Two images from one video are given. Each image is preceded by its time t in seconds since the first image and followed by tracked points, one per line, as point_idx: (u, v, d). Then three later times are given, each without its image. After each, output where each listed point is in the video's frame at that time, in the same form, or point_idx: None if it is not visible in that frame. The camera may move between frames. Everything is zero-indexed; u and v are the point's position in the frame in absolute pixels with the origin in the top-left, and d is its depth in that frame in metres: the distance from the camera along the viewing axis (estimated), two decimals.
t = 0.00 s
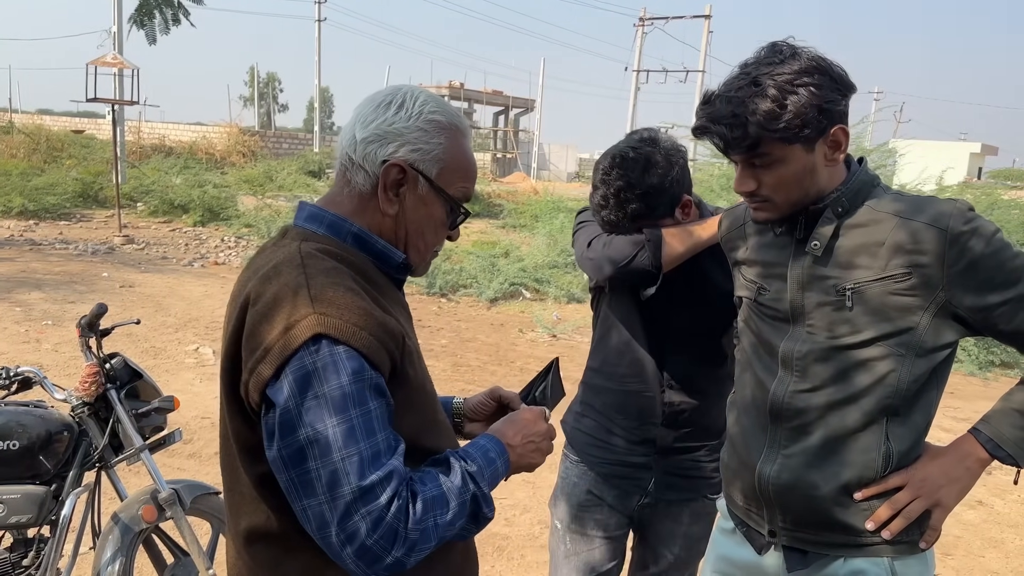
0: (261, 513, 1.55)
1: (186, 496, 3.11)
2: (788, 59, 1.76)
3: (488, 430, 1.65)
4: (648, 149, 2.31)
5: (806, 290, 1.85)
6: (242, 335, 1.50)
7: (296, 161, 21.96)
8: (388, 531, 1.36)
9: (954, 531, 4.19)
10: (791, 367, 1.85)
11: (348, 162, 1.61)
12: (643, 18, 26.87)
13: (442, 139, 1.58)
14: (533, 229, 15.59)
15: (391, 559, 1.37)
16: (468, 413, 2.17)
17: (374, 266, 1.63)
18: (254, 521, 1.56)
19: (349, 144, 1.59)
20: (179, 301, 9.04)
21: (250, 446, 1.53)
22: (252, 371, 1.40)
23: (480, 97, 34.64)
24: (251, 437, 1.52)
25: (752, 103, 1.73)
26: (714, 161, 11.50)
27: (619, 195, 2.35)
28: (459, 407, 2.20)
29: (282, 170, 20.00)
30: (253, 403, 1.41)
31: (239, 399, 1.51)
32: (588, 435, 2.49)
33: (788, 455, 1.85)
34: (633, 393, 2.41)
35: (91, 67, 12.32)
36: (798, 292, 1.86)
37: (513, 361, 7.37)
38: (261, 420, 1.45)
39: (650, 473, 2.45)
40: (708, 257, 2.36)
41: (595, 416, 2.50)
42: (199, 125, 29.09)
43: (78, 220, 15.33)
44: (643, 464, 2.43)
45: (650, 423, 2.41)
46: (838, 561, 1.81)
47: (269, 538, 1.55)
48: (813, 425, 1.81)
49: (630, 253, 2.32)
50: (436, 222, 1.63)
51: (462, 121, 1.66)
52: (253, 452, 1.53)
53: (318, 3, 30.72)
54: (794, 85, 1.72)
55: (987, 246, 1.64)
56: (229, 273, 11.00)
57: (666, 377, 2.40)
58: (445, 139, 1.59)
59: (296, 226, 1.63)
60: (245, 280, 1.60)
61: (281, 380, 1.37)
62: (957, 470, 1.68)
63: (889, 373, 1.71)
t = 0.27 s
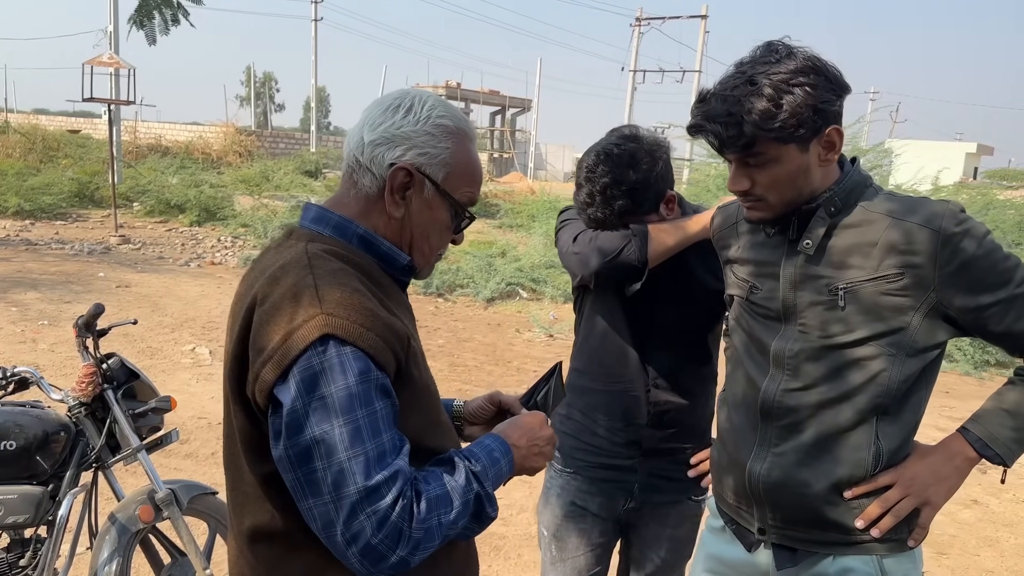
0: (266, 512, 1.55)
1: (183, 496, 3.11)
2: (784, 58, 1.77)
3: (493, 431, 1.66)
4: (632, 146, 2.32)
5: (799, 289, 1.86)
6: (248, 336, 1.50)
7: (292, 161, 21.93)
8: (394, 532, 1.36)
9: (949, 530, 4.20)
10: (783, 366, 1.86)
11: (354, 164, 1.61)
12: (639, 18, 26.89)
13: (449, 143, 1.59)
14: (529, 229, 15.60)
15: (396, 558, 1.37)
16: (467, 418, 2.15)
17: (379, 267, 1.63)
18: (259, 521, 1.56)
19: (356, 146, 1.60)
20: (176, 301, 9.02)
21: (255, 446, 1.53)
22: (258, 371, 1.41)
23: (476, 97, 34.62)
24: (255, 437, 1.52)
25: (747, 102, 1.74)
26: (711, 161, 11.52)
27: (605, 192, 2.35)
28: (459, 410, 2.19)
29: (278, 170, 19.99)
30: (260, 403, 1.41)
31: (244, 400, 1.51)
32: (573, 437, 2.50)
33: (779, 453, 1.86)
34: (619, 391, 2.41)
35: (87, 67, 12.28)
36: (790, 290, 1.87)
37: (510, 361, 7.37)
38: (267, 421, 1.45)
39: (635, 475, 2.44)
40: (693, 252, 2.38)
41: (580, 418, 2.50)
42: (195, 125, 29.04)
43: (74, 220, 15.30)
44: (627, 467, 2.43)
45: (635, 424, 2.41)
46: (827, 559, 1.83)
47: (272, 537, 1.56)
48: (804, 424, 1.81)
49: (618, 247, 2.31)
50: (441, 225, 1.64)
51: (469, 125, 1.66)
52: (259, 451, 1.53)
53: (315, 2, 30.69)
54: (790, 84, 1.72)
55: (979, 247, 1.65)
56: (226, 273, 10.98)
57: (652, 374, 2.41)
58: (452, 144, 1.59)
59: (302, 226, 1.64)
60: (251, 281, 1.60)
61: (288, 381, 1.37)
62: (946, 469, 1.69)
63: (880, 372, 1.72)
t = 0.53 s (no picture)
0: (272, 510, 1.55)
1: (181, 496, 3.11)
2: (781, 60, 1.78)
3: (498, 433, 1.67)
4: (605, 140, 2.29)
5: (795, 289, 1.86)
6: (255, 337, 1.50)
7: (289, 160, 21.92)
8: (402, 531, 1.37)
9: (945, 529, 4.22)
10: (777, 365, 1.87)
11: (360, 166, 1.61)
12: (636, 18, 26.90)
13: (455, 146, 1.60)
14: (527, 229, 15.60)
15: (404, 557, 1.38)
16: (468, 421, 2.14)
17: (384, 268, 1.63)
18: (267, 520, 1.56)
19: (362, 148, 1.60)
20: (173, 301, 9.02)
21: (261, 446, 1.53)
22: (265, 372, 1.41)
23: (474, 97, 34.62)
24: (262, 437, 1.53)
25: (743, 103, 1.74)
26: (707, 162, 11.53)
27: (578, 187, 2.30)
28: (460, 414, 2.18)
29: (275, 170, 19.97)
30: (268, 403, 1.42)
31: (252, 401, 1.51)
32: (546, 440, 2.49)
33: (772, 452, 1.87)
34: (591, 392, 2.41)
35: (84, 67, 12.26)
36: (785, 290, 1.88)
37: (508, 361, 7.38)
38: (275, 421, 1.45)
39: (607, 477, 2.41)
40: (665, 253, 2.38)
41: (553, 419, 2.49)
42: (192, 125, 29.00)
43: (71, 220, 15.27)
44: (600, 468, 2.41)
45: (608, 424, 2.41)
46: (821, 558, 1.83)
47: (279, 536, 1.56)
48: (799, 422, 1.82)
49: (593, 241, 2.27)
50: (445, 228, 1.64)
51: (475, 129, 1.67)
52: (269, 449, 1.53)
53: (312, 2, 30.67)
54: (786, 86, 1.73)
55: (972, 248, 1.66)
56: (223, 273, 10.97)
57: (624, 375, 2.40)
58: (458, 147, 1.60)
59: (308, 227, 1.64)
60: (257, 282, 1.60)
61: (296, 382, 1.37)
62: (939, 468, 1.69)
63: (873, 371, 1.73)
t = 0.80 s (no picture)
0: (273, 510, 1.55)
1: (180, 497, 3.10)
2: (777, 61, 1.78)
3: (497, 432, 1.68)
4: (577, 148, 2.25)
5: (793, 290, 1.87)
6: (258, 337, 1.50)
7: (286, 160, 21.90)
8: (411, 527, 1.37)
9: (942, 529, 4.23)
10: (776, 367, 1.88)
11: (359, 166, 1.62)
12: (634, 18, 26.92)
13: (453, 145, 1.60)
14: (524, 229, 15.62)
15: (411, 554, 1.38)
16: (468, 423, 2.16)
17: (385, 268, 1.64)
18: (269, 521, 1.56)
19: (361, 148, 1.60)
20: (169, 301, 9.01)
21: (264, 447, 1.53)
22: (269, 371, 1.41)
23: (471, 97, 34.61)
24: (265, 437, 1.53)
25: (740, 103, 1.75)
26: (704, 162, 11.55)
27: (552, 197, 2.28)
28: (461, 416, 2.20)
29: (272, 170, 19.96)
30: (272, 403, 1.42)
31: (255, 400, 1.51)
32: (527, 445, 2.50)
33: (772, 453, 1.87)
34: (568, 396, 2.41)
35: (80, 66, 12.24)
36: (783, 291, 1.89)
37: (505, 361, 7.39)
38: (280, 420, 1.45)
39: (590, 478, 2.42)
40: (636, 256, 2.39)
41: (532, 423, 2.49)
42: (188, 125, 28.97)
43: (67, 220, 15.24)
44: (580, 470, 2.42)
45: (585, 426, 2.42)
46: (820, 557, 1.84)
47: (280, 536, 1.56)
48: (799, 423, 1.83)
49: (566, 253, 2.27)
50: (445, 227, 1.65)
51: (473, 129, 1.68)
52: (274, 448, 1.53)
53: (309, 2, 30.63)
54: (782, 86, 1.74)
55: (968, 248, 1.66)
56: (220, 273, 10.97)
57: (599, 378, 2.41)
58: (456, 145, 1.61)
59: (308, 227, 1.64)
60: (258, 283, 1.60)
61: (301, 380, 1.38)
62: (937, 468, 1.69)
63: (872, 372, 1.74)
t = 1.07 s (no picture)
0: (272, 514, 1.55)
1: (177, 498, 3.09)
2: (774, 60, 1.79)
3: (495, 430, 1.69)
4: (574, 149, 2.25)
5: (794, 289, 1.87)
6: (254, 337, 1.50)
7: (283, 160, 21.88)
8: (404, 526, 1.38)
9: (940, 529, 4.24)
10: (778, 368, 1.88)
11: (355, 167, 1.62)
12: (631, 18, 26.93)
13: (449, 144, 1.60)
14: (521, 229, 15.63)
15: (406, 554, 1.39)
16: (465, 422, 2.14)
17: (382, 268, 1.63)
18: (265, 524, 1.56)
19: (357, 148, 1.60)
20: (167, 301, 9.01)
21: (261, 447, 1.53)
22: (265, 371, 1.41)
23: (468, 96, 34.61)
24: (261, 437, 1.52)
25: (738, 103, 1.75)
26: (702, 162, 11.56)
27: (550, 199, 2.28)
28: (458, 415, 2.18)
29: (269, 170, 19.95)
30: (268, 402, 1.42)
31: (250, 400, 1.51)
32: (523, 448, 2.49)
33: (774, 453, 1.88)
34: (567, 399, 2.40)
35: (77, 66, 12.22)
36: (784, 291, 1.89)
37: (503, 361, 7.39)
38: (275, 419, 1.45)
39: (589, 482, 2.42)
40: (632, 256, 2.39)
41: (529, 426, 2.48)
42: (185, 125, 28.93)
43: (64, 220, 15.21)
44: (578, 472, 2.42)
45: (584, 429, 2.42)
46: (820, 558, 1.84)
47: (278, 539, 1.56)
48: (801, 425, 1.84)
49: (566, 255, 2.27)
50: (441, 227, 1.65)
51: (469, 129, 1.68)
52: (271, 450, 1.53)
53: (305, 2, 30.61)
54: (780, 86, 1.74)
55: (968, 248, 1.67)
56: (217, 273, 10.96)
57: (597, 380, 2.42)
58: (452, 145, 1.60)
59: (304, 228, 1.64)
60: (255, 283, 1.60)
61: (297, 380, 1.38)
62: (938, 467, 1.68)
63: (873, 372, 1.74)
